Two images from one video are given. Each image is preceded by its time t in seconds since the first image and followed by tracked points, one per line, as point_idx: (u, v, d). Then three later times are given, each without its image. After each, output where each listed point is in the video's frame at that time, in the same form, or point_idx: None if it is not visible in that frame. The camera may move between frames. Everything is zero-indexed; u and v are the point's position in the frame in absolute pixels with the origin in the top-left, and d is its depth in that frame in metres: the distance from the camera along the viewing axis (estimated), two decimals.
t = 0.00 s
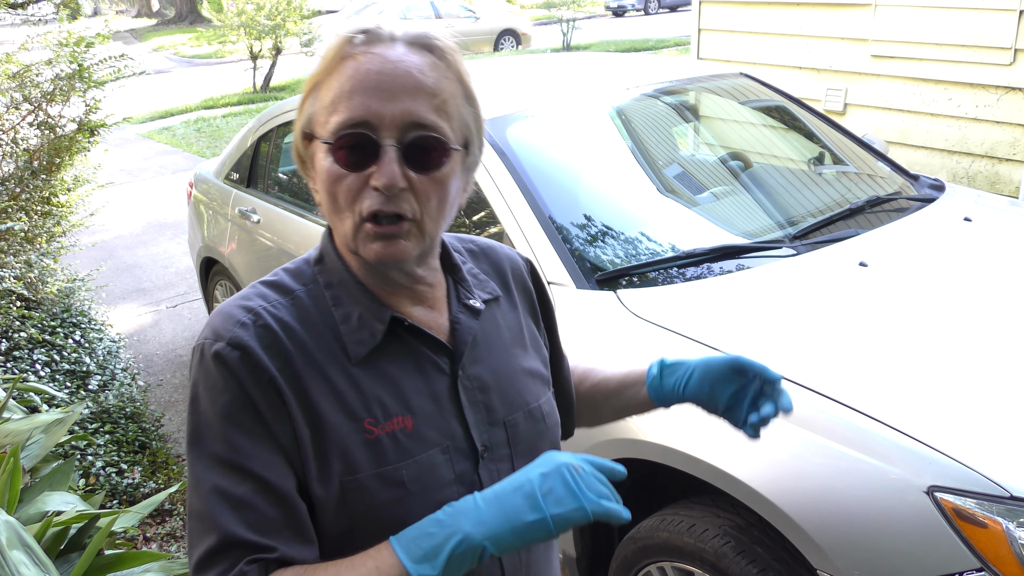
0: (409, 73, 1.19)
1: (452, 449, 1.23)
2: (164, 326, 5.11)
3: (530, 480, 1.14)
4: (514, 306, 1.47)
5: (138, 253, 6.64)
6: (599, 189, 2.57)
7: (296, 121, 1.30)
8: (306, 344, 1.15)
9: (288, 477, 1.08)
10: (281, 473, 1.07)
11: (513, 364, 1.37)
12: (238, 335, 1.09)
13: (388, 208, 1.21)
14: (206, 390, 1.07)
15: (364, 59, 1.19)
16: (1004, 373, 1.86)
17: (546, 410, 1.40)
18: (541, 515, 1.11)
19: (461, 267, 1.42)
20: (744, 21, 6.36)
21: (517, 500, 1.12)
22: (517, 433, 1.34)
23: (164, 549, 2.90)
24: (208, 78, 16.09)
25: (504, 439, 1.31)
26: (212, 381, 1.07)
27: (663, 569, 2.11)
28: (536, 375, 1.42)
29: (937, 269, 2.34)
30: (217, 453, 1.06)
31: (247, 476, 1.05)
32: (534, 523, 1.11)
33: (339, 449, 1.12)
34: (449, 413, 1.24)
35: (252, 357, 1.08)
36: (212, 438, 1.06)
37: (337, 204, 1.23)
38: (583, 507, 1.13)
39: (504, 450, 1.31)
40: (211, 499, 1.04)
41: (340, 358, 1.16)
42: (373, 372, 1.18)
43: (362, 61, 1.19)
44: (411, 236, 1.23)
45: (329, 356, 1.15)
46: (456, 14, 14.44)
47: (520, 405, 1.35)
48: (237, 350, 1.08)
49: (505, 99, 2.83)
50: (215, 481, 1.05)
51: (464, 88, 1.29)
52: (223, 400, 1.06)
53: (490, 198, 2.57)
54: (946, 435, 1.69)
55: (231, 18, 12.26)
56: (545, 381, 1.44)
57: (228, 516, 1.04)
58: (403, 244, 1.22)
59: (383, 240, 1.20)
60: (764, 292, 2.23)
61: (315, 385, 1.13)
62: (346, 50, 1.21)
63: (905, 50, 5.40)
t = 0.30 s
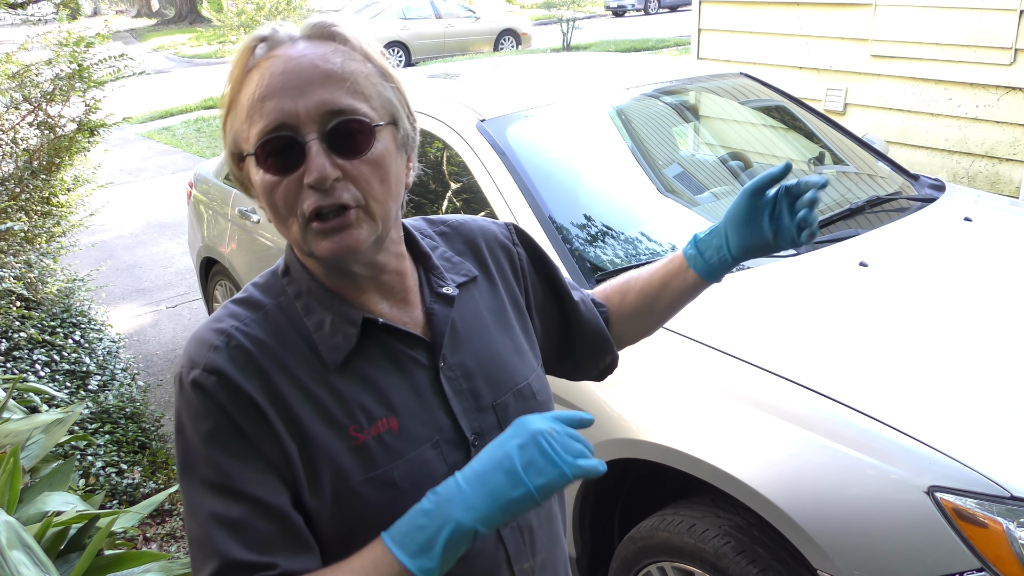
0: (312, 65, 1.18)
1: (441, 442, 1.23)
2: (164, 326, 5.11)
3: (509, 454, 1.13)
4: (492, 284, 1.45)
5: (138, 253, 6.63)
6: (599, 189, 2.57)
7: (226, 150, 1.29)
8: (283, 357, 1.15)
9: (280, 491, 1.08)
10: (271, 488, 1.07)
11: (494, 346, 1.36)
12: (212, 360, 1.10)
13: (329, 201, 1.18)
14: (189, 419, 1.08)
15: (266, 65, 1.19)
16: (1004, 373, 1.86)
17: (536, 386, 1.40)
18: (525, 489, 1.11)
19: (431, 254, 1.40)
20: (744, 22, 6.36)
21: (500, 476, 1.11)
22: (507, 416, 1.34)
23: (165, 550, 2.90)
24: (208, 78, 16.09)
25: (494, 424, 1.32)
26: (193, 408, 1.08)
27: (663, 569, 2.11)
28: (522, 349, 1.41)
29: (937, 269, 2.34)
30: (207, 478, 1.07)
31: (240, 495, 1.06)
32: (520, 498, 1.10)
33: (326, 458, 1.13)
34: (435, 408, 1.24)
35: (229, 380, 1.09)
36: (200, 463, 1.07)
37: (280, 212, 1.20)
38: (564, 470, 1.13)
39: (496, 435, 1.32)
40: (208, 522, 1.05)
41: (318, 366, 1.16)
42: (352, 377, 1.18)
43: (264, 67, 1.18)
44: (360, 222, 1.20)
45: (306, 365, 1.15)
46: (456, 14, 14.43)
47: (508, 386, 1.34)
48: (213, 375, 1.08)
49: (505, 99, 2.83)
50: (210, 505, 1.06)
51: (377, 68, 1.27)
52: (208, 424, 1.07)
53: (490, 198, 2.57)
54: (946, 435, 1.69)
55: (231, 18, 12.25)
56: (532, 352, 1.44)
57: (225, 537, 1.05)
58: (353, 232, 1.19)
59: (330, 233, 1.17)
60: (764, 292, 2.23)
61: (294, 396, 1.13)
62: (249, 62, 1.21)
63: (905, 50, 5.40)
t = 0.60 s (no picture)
0: (296, 96, 1.15)
1: (442, 456, 1.24)
2: (164, 326, 5.11)
3: (519, 500, 1.21)
4: (494, 291, 1.45)
5: (138, 253, 6.63)
6: (600, 188, 2.57)
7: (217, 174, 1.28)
8: (283, 376, 1.15)
9: (282, 510, 1.10)
10: (274, 508, 1.09)
11: (494, 357, 1.36)
12: (213, 381, 1.10)
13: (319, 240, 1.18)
14: (192, 438, 1.09)
15: (250, 97, 1.16)
16: (1004, 372, 1.86)
17: (538, 396, 1.40)
18: (534, 539, 1.19)
19: (434, 263, 1.40)
20: (744, 21, 6.36)
21: (510, 521, 1.19)
22: (508, 427, 1.34)
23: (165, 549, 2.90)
24: (208, 78, 16.09)
25: (495, 435, 1.33)
26: (196, 429, 1.09)
27: (663, 569, 2.11)
28: (524, 358, 1.42)
29: (937, 269, 2.34)
30: (212, 498, 1.09)
31: (243, 516, 1.09)
32: (527, 545, 1.18)
33: (328, 477, 1.13)
34: (436, 423, 1.25)
35: (230, 401, 1.09)
36: (204, 483, 1.09)
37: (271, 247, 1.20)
38: (571, 523, 1.21)
39: (497, 445, 1.33)
40: (211, 541, 1.08)
41: (320, 383, 1.16)
42: (353, 394, 1.18)
43: (249, 99, 1.16)
44: (351, 260, 1.19)
45: (306, 383, 1.16)
46: (456, 14, 14.42)
47: (510, 396, 1.35)
48: (215, 397, 1.09)
49: (505, 99, 2.83)
50: (213, 525, 1.08)
51: (365, 91, 1.23)
52: (210, 445, 1.08)
53: (490, 198, 2.57)
54: (946, 435, 1.69)
55: (231, 18, 12.25)
56: (533, 361, 1.45)
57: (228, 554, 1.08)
58: (343, 272, 1.18)
59: (321, 271, 1.17)
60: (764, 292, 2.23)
61: (296, 415, 1.13)
62: (234, 91, 1.18)
63: (905, 50, 5.40)
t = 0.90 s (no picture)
0: (406, 88, 1.08)
1: (464, 472, 1.16)
2: (164, 326, 5.11)
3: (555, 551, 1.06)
4: (529, 314, 1.38)
5: (137, 253, 6.63)
6: (600, 188, 2.57)
7: (296, 145, 1.19)
8: (324, 369, 1.08)
9: (299, 506, 1.03)
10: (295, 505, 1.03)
11: (524, 381, 1.29)
12: (255, 361, 1.04)
13: (399, 233, 1.12)
14: (222, 416, 1.02)
15: (356, 80, 1.08)
16: (1004, 372, 1.86)
17: (555, 425, 1.32)
18: None
19: (479, 276, 1.33)
20: (744, 21, 6.36)
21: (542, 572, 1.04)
22: (527, 452, 1.26)
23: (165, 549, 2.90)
24: (208, 78, 16.10)
25: (513, 459, 1.23)
26: (231, 408, 1.02)
27: (663, 569, 2.11)
28: (548, 388, 1.35)
29: (937, 269, 2.34)
30: (234, 484, 1.02)
31: (263, 506, 1.02)
32: None
33: (355, 478, 1.06)
34: (462, 435, 1.17)
35: (269, 385, 1.03)
36: (228, 467, 1.02)
37: (345, 235, 1.13)
38: None
39: (514, 471, 1.23)
40: (228, 524, 1.01)
41: (358, 382, 1.09)
42: (389, 397, 1.11)
43: (355, 81, 1.08)
44: (428, 260, 1.13)
45: (344, 381, 1.08)
46: (456, 14, 14.42)
47: (531, 422, 1.27)
48: (255, 378, 1.02)
49: (505, 99, 2.83)
50: (231, 508, 1.01)
51: (466, 95, 1.17)
52: (238, 429, 1.01)
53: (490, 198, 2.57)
54: (945, 435, 1.69)
55: (231, 18, 12.26)
56: (555, 392, 1.38)
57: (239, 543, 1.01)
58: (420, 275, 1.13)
59: (397, 271, 1.11)
60: (764, 292, 2.23)
61: (330, 413, 1.06)
62: (338, 69, 1.10)
63: (905, 50, 5.40)
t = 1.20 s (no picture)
0: (563, 140, 1.10)
1: (485, 505, 1.15)
2: (164, 326, 5.11)
3: None
4: (579, 370, 1.39)
5: (137, 253, 6.63)
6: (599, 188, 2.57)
7: (421, 151, 1.18)
8: (381, 377, 1.08)
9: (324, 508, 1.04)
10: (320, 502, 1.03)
11: (561, 430, 1.29)
12: (321, 350, 1.04)
13: (515, 274, 1.13)
14: (273, 396, 1.02)
15: (516, 116, 1.09)
16: (1004, 372, 1.86)
17: (576, 480, 1.31)
18: None
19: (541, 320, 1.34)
20: (744, 21, 6.36)
21: None
22: (547, 501, 1.25)
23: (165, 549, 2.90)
24: (208, 78, 16.09)
25: (533, 502, 1.23)
26: (284, 392, 1.01)
27: (663, 569, 2.10)
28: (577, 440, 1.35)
29: (937, 269, 2.34)
30: (267, 468, 1.02)
31: (291, 500, 1.02)
32: None
33: (388, 490, 1.06)
34: (492, 465, 1.16)
35: (327, 379, 1.03)
36: (266, 448, 1.02)
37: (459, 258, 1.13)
38: None
39: (529, 514, 1.22)
40: (254, 505, 1.02)
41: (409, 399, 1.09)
42: (435, 417, 1.11)
43: (517, 116, 1.09)
44: (529, 305, 1.16)
45: (399, 395, 1.08)
46: (456, 14, 14.43)
47: (559, 470, 1.27)
48: (316, 369, 1.02)
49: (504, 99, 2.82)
50: (257, 489, 1.02)
51: (603, 155, 1.20)
52: (284, 417, 1.01)
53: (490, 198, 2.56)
54: (946, 434, 1.69)
55: (230, 18, 12.27)
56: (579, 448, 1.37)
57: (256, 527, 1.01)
58: (519, 314, 1.15)
59: (501, 308, 1.13)
60: (763, 292, 2.23)
61: (377, 425, 1.06)
62: (497, 97, 1.10)
63: (906, 50, 5.40)
